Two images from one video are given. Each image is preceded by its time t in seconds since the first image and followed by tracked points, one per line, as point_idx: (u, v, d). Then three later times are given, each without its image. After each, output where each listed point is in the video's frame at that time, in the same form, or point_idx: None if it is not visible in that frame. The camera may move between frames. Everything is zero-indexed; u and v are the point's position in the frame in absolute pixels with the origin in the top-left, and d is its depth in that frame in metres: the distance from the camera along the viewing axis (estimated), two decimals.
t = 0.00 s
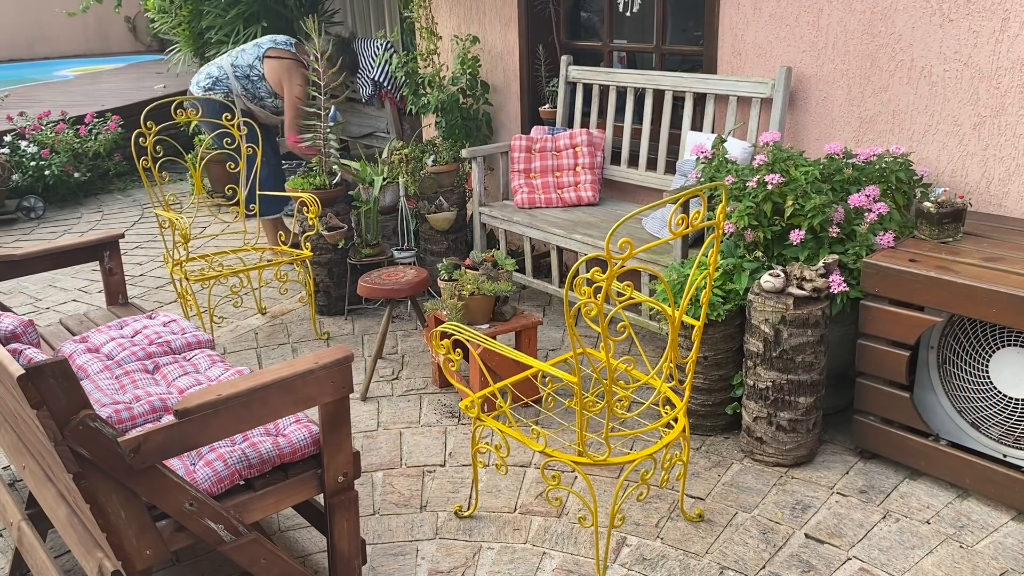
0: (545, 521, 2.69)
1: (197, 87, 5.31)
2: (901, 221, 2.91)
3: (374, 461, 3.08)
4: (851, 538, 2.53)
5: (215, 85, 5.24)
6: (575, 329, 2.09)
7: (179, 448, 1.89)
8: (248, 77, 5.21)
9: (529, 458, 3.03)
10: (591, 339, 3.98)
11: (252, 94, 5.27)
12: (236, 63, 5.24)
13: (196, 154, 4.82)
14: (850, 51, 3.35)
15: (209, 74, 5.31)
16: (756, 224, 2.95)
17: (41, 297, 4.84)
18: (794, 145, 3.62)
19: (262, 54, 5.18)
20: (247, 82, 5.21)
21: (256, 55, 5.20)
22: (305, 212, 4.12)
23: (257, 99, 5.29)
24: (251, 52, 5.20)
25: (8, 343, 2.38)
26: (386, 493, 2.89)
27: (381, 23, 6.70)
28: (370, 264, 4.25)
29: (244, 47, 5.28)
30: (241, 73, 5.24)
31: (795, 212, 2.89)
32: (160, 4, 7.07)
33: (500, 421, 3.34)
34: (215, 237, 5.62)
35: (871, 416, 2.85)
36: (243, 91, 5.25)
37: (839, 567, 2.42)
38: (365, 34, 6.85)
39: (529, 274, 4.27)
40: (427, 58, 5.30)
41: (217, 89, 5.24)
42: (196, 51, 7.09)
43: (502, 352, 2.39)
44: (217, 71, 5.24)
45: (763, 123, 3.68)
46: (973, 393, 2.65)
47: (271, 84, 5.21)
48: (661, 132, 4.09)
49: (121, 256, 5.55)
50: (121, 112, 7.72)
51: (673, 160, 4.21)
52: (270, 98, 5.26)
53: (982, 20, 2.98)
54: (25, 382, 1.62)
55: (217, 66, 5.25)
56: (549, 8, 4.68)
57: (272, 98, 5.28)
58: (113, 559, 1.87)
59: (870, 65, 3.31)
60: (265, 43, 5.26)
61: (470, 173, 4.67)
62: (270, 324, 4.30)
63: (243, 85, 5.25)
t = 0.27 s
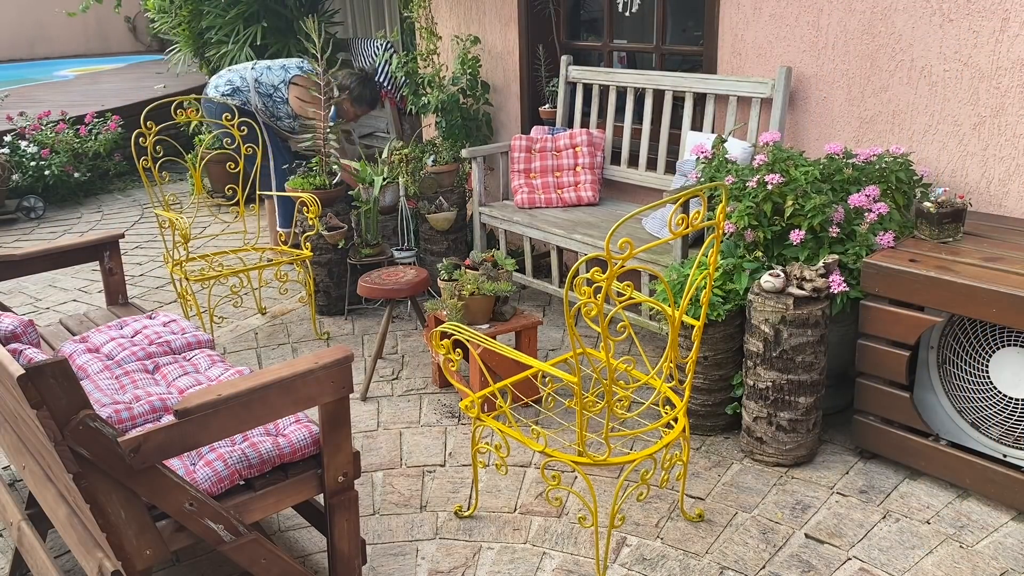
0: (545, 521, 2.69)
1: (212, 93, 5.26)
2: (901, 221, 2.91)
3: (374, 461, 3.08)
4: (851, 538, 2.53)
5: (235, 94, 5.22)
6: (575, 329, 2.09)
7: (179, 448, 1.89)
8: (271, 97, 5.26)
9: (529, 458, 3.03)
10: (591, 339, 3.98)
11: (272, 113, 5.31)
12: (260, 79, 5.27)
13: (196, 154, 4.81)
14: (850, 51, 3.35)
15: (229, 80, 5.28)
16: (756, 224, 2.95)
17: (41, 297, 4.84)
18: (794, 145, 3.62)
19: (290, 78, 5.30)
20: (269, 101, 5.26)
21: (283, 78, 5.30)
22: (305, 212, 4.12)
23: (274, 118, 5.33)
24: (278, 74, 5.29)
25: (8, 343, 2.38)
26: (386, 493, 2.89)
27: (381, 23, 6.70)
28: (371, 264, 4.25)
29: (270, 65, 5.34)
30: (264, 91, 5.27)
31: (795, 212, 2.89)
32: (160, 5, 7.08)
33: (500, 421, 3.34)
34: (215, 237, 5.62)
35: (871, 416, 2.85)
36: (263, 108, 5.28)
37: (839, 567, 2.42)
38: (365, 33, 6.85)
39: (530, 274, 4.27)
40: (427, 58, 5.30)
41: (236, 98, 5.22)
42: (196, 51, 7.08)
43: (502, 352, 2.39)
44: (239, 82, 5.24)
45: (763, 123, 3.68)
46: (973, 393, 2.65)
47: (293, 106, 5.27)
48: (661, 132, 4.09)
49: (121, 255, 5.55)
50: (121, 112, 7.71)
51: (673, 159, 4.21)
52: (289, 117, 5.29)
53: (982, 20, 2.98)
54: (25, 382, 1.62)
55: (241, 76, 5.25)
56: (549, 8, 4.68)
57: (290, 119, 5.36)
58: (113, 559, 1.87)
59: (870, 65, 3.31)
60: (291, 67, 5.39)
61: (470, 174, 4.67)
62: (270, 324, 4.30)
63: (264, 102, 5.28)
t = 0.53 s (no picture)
0: (545, 521, 2.69)
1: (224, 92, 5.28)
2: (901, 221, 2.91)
3: (373, 461, 3.08)
4: (851, 538, 2.53)
5: (245, 96, 5.29)
6: (576, 329, 2.09)
7: (179, 448, 1.89)
8: (282, 102, 5.33)
9: (529, 458, 3.03)
10: (591, 339, 3.98)
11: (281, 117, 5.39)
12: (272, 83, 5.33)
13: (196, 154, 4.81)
14: (850, 50, 3.35)
15: (240, 82, 5.31)
16: (756, 224, 2.95)
17: (41, 296, 4.84)
18: (794, 145, 3.63)
19: (301, 84, 5.35)
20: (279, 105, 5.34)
21: (295, 84, 5.35)
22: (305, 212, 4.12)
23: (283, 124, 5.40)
24: (289, 80, 5.34)
25: (8, 343, 2.38)
26: (386, 493, 2.89)
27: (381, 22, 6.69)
28: (371, 264, 4.25)
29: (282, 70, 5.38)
30: (275, 95, 5.33)
31: (794, 212, 2.89)
32: (160, 4, 7.07)
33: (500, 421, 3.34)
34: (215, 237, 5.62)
35: (871, 416, 2.85)
36: (273, 112, 5.35)
37: (839, 567, 2.42)
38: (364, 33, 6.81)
39: (530, 274, 4.27)
40: (427, 58, 5.30)
41: (247, 100, 5.27)
42: (195, 51, 7.07)
43: (502, 352, 2.39)
44: (251, 85, 5.28)
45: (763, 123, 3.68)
46: (973, 394, 2.65)
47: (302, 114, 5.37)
48: (661, 132, 4.09)
49: (121, 255, 5.55)
50: (121, 111, 7.71)
51: (673, 159, 4.21)
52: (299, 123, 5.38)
53: (982, 20, 2.98)
54: (25, 382, 1.62)
55: (253, 80, 5.30)
56: (550, 8, 4.68)
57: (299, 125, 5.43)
58: (113, 559, 1.87)
59: (870, 65, 3.31)
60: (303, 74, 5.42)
61: (470, 173, 4.67)
62: (270, 324, 4.30)
63: (274, 106, 5.35)
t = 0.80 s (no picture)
0: (545, 521, 2.69)
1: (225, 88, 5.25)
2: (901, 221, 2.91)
3: (374, 461, 3.08)
4: (851, 538, 2.53)
5: (247, 94, 5.22)
6: (575, 329, 2.09)
7: (179, 448, 1.89)
8: (285, 100, 5.23)
9: (529, 458, 3.03)
10: (591, 339, 3.98)
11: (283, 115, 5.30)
12: (275, 81, 5.23)
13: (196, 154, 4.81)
14: (850, 51, 3.35)
15: (242, 79, 5.24)
16: (756, 224, 2.95)
17: (41, 297, 4.84)
18: (794, 145, 3.62)
19: (304, 82, 5.22)
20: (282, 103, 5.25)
21: (298, 82, 5.23)
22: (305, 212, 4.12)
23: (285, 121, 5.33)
24: (292, 77, 5.22)
25: (8, 343, 2.38)
26: (386, 493, 2.89)
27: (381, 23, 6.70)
28: (370, 264, 4.25)
29: (286, 67, 5.26)
30: (278, 92, 5.24)
31: (794, 211, 2.89)
32: (160, 4, 7.07)
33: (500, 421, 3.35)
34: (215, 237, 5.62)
35: (871, 416, 2.85)
36: (275, 110, 5.28)
37: (839, 567, 2.42)
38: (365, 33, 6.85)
39: (530, 274, 4.27)
40: (427, 58, 5.30)
41: (249, 98, 5.22)
42: (195, 51, 7.07)
43: (502, 352, 2.39)
44: (253, 83, 5.20)
45: (763, 122, 3.68)
46: (973, 394, 2.65)
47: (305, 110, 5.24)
48: (661, 132, 4.09)
49: (121, 256, 5.56)
50: (121, 112, 7.72)
51: (673, 159, 4.21)
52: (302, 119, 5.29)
53: (982, 20, 2.98)
54: (25, 382, 1.62)
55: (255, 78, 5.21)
56: (549, 8, 4.68)
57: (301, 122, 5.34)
58: (113, 559, 1.87)
59: (870, 65, 3.31)
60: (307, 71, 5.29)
61: (470, 173, 4.67)
62: (270, 324, 4.30)
63: (276, 104, 5.27)
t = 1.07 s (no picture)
0: (545, 521, 2.69)
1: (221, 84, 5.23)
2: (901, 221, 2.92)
3: (374, 461, 3.08)
4: (851, 538, 2.53)
5: (241, 85, 5.25)
6: (575, 329, 2.09)
7: (179, 449, 1.89)
8: (278, 86, 5.28)
9: (529, 458, 3.03)
10: (591, 339, 3.98)
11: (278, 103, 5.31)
12: (268, 70, 5.30)
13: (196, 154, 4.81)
14: (850, 51, 3.35)
15: (236, 70, 5.28)
16: (756, 224, 2.95)
17: (41, 297, 4.84)
18: (794, 145, 3.63)
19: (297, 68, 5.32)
20: (276, 90, 5.27)
21: (291, 68, 5.33)
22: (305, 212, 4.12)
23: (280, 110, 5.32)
24: (285, 65, 5.32)
25: (8, 343, 2.38)
26: (386, 493, 2.89)
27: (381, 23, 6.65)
28: (370, 264, 4.25)
29: (279, 57, 5.38)
30: (271, 81, 5.29)
31: (794, 211, 2.89)
32: (160, 4, 7.07)
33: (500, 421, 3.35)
34: (215, 237, 5.62)
35: (871, 416, 2.85)
36: (269, 99, 5.29)
37: (839, 567, 2.42)
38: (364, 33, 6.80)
39: (530, 274, 4.27)
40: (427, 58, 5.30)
41: (243, 89, 5.25)
42: (195, 51, 7.08)
43: (502, 352, 2.38)
44: (247, 73, 5.26)
45: (763, 122, 3.68)
46: (973, 394, 2.65)
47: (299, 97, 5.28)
48: (661, 132, 4.09)
49: (121, 256, 5.56)
50: (121, 112, 7.72)
51: (673, 159, 4.21)
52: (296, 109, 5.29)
53: (982, 20, 2.98)
54: (25, 382, 1.62)
55: (249, 68, 5.27)
56: (550, 8, 4.68)
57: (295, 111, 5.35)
58: (113, 559, 1.87)
59: (870, 65, 3.31)
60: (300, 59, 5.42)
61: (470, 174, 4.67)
62: (270, 324, 4.30)
63: (270, 93, 5.29)
